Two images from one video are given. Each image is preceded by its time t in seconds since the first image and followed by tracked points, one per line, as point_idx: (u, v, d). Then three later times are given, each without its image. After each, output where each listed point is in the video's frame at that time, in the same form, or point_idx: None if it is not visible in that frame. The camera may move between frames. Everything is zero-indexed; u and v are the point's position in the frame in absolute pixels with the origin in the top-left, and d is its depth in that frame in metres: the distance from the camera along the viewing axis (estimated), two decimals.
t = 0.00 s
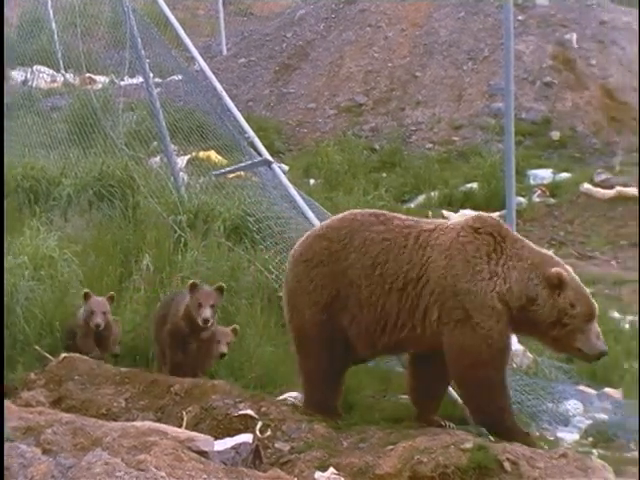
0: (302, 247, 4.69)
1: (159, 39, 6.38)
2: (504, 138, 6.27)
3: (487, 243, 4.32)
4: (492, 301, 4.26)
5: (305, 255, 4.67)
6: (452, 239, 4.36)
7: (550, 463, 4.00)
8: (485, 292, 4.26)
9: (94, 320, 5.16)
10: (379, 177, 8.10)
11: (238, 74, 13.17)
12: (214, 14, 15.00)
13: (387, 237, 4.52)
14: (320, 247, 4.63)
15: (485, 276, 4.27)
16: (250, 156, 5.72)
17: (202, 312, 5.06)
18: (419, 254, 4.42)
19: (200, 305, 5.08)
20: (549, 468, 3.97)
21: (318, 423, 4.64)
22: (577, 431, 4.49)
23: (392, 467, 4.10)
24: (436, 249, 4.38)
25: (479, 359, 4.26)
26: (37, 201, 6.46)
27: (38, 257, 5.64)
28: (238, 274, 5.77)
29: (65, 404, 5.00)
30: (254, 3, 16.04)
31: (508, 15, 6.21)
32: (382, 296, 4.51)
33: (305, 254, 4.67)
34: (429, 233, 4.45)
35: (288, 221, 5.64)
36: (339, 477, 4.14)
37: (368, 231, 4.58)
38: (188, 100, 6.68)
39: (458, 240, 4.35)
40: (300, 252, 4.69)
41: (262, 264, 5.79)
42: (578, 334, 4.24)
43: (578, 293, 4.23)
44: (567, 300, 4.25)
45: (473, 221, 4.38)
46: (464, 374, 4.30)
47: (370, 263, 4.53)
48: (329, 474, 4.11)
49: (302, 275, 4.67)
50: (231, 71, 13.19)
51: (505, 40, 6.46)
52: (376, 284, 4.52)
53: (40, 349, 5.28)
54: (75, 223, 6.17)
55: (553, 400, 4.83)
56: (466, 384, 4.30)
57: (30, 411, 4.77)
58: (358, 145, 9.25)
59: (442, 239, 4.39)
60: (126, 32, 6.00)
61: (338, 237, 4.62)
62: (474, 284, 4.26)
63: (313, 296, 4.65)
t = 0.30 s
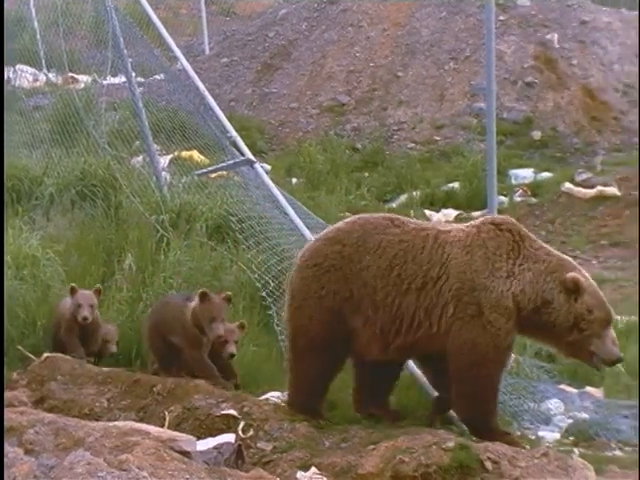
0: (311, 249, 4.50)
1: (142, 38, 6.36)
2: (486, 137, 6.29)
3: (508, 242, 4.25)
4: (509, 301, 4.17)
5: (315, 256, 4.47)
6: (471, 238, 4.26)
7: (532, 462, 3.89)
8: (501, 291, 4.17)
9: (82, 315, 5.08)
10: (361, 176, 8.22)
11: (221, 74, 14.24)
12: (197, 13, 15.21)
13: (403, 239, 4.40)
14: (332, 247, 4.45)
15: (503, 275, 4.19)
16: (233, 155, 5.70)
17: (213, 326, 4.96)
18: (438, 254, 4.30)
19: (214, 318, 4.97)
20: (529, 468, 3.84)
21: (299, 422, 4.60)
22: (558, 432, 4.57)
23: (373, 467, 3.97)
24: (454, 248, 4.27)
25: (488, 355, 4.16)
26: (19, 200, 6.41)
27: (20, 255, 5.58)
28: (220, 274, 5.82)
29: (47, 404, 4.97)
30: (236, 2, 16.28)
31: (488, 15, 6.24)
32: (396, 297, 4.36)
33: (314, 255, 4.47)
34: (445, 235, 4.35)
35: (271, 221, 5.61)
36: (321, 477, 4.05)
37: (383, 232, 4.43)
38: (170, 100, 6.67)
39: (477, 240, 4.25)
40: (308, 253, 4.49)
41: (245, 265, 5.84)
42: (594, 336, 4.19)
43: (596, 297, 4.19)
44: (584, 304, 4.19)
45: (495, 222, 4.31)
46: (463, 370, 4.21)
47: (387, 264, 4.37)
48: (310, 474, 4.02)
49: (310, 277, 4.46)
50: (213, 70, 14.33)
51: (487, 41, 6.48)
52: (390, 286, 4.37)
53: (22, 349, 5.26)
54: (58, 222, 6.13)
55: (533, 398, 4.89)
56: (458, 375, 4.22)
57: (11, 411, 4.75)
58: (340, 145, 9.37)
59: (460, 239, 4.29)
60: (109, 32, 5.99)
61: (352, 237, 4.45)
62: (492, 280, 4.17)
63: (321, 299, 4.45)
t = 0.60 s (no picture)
0: (338, 256, 4.24)
1: (130, 38, 6.36)
2: (472, 139, 6.31)
3: (535, 244, 3.94)
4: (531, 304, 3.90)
5: (342, 264, 4.20)
6: (498, 239, 4.00)
7: (520, 463, 3.78)
8: (525, 294, 3.90)
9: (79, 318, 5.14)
10: (348, 177, 8.30)
11: (209, 74, 14.48)
12: (185, 14, 15.32)
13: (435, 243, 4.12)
14: (359, 254, 4.19)
15: (527, 278, 3.92)
16: (221, 157, 5.71)
17: (223, 332, 5.05)
18: (466, 259, 4.03)
19: (224, 325, 5.05)
20: (516, 468, 3.74)
21: (288, 423, 4.60)
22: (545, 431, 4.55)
23: (360, 467, 3.92)
24: (480, 254, 4.00)
25: (504, 357, 3.94)
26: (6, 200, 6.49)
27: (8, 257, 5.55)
28: (208, 274, 5.81)
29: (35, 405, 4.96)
30: (225, 3, 16.41)
31: (476, 16, 6.24)
32: (429, 305, 4.07)
33: (341, 262, 4.21)
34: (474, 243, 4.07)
35: (259, 221, 5.63)
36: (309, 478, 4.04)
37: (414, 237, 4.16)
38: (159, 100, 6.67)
39: (504, 243, 3.97)
40: (334, 261, 4.23)
41: (233, 266, 5.86)
42: (622, 338, 3.72)
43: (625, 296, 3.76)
44: (614, 305, 3.77)
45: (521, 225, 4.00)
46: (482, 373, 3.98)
47: (415, 269, 4.11)
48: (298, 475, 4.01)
49: (336, 285, 4.20)
50: (201, 72, 14.52)
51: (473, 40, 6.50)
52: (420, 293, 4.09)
53: (10, 350, 5.26)
54: (46, 224, 6.17)
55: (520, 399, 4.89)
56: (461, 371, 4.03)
57: None
58: (328, 146, 9.44)
59: (488, 243, 4.03)
60: (98, 32, 6.00)
61: (382, 242, 4.17)
62: (515, 283, 3.91)
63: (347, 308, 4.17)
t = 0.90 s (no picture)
0: (400, 246, 4.36)
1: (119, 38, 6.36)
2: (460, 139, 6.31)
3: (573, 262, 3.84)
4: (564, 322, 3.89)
5: (397, 254, 4.35)
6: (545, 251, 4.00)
7: (506, 462, 3.74)
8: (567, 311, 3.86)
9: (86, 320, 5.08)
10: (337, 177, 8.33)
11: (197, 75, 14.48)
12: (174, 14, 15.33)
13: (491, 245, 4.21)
14: (416, 247, 4.32)
15: (573, 297, 3.85)
16: (209, 157, 5.71)
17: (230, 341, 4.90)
18: (515, 265, 4.10)
19: (230, 333, 4.91)
20: (503, 466, 3.72)
21: (277, 424, 4.61)
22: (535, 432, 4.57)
23: (349, 467, 3.91)
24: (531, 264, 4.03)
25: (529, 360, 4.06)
26: None
27: None
28: (197, 274, 5.76)
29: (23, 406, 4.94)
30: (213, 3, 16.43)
31: (464, 16, 6.25)
32: (481, 304, 4.19)
33: (398, 251, 4.35)
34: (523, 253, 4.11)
35: (247, 221, 5.62)
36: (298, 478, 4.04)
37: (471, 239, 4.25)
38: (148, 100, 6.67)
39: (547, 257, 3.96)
40: (396, 250, 4.36)
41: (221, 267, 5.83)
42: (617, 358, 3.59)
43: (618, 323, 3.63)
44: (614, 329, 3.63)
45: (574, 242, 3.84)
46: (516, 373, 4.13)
47: (470, 269, 4.23)
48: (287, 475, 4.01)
49: (390, 274, 4.38)
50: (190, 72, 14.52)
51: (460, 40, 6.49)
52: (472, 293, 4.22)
53: None
54: (34, 225, 6.13)
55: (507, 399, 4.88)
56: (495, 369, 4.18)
57: None
58: (316, 146, 9.46)
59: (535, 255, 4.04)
60: (86, 32, 6.00)
61: (438, 239, 4.29)
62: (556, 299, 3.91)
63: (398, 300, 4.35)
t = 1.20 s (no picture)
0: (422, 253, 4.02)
1: (110, 38, 6.37)
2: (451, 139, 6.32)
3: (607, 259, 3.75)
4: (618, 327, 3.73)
5: (430, 266, 3.97)
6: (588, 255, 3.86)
7: (499, 463, 3.74)
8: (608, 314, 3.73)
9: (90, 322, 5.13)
10: (328, 176, 8.34)
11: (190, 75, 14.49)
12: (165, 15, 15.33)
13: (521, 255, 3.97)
14: (448, 257, 3.97)
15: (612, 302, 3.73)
16: (200, 157, 5.71)
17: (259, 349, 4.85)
18: (549, 278, 3.91)
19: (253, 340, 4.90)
20: (496, 467, 3.73)
21: (268, 424, 4.61)
22: (524, 431, 4.60)
23: (342, 467, 3.89)
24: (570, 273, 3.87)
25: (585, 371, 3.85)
26: None
27: None
28: (188, 274, 5.73)
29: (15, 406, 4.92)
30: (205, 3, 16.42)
31: (455, 16, 6.25)
32: (516, 318, 3.96)
33: (433, 262, 3.97)
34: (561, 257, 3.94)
35: (239, 220, 5.60)
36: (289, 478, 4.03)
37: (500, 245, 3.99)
38: (140, 100, 6.70)
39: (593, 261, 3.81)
40: (418, 254, 4.03)
41: (213, 266, 5.79)
42: None
43: None
44: None
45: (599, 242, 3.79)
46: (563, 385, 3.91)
47: (502, 279, 3.96)
48: (279, 475, 4.00)
49: (428, 288, 3.96)
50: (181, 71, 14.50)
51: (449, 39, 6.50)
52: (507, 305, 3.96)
53: None
54: (26, 223, 6.05)
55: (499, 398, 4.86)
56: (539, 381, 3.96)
57: None
58: (308, 145, 9.45)
59: (578, 256, 3.90)
60: (78, 32, 5.99)
61: (468, 245, 3.98)
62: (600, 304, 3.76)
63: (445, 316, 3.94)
